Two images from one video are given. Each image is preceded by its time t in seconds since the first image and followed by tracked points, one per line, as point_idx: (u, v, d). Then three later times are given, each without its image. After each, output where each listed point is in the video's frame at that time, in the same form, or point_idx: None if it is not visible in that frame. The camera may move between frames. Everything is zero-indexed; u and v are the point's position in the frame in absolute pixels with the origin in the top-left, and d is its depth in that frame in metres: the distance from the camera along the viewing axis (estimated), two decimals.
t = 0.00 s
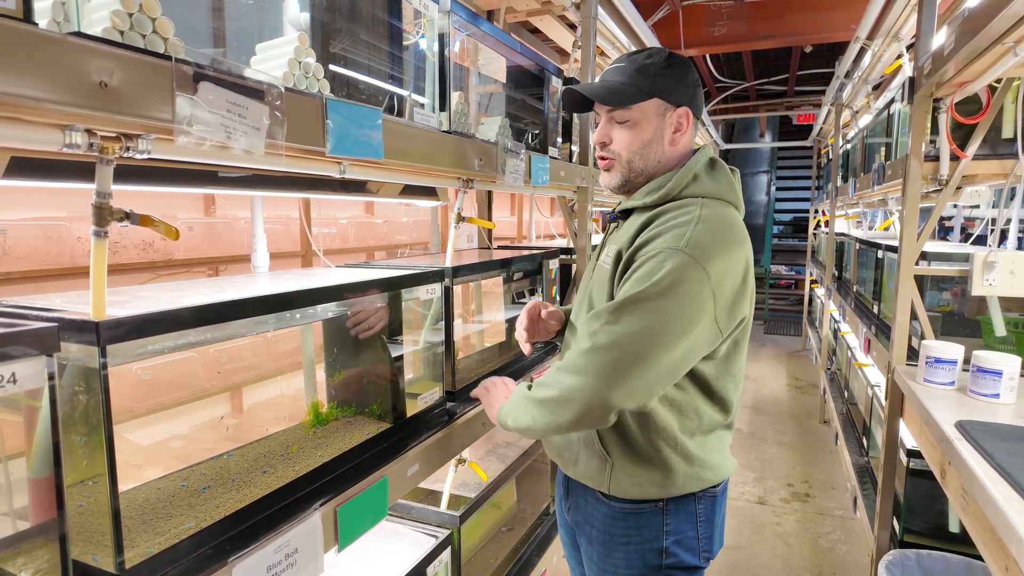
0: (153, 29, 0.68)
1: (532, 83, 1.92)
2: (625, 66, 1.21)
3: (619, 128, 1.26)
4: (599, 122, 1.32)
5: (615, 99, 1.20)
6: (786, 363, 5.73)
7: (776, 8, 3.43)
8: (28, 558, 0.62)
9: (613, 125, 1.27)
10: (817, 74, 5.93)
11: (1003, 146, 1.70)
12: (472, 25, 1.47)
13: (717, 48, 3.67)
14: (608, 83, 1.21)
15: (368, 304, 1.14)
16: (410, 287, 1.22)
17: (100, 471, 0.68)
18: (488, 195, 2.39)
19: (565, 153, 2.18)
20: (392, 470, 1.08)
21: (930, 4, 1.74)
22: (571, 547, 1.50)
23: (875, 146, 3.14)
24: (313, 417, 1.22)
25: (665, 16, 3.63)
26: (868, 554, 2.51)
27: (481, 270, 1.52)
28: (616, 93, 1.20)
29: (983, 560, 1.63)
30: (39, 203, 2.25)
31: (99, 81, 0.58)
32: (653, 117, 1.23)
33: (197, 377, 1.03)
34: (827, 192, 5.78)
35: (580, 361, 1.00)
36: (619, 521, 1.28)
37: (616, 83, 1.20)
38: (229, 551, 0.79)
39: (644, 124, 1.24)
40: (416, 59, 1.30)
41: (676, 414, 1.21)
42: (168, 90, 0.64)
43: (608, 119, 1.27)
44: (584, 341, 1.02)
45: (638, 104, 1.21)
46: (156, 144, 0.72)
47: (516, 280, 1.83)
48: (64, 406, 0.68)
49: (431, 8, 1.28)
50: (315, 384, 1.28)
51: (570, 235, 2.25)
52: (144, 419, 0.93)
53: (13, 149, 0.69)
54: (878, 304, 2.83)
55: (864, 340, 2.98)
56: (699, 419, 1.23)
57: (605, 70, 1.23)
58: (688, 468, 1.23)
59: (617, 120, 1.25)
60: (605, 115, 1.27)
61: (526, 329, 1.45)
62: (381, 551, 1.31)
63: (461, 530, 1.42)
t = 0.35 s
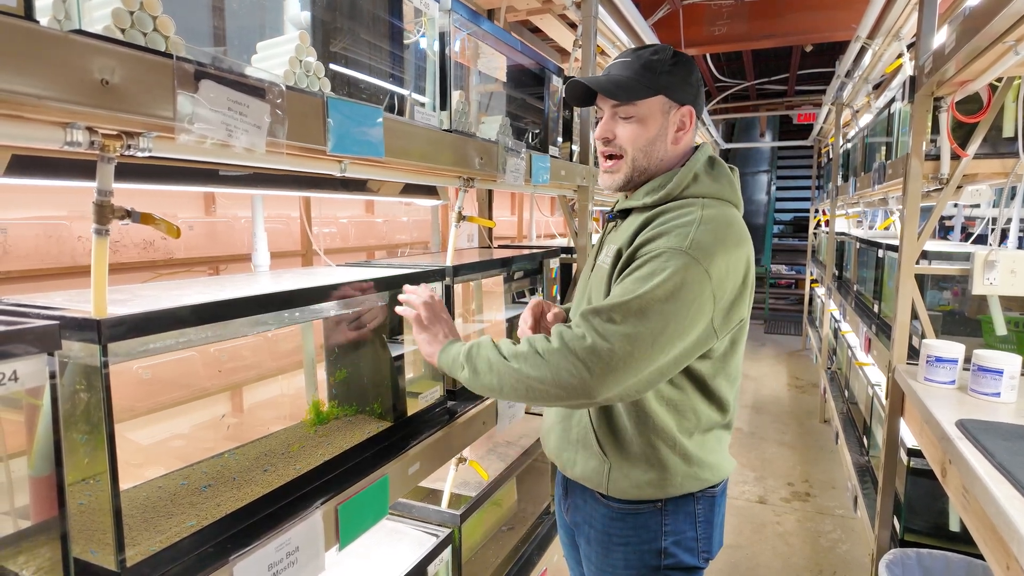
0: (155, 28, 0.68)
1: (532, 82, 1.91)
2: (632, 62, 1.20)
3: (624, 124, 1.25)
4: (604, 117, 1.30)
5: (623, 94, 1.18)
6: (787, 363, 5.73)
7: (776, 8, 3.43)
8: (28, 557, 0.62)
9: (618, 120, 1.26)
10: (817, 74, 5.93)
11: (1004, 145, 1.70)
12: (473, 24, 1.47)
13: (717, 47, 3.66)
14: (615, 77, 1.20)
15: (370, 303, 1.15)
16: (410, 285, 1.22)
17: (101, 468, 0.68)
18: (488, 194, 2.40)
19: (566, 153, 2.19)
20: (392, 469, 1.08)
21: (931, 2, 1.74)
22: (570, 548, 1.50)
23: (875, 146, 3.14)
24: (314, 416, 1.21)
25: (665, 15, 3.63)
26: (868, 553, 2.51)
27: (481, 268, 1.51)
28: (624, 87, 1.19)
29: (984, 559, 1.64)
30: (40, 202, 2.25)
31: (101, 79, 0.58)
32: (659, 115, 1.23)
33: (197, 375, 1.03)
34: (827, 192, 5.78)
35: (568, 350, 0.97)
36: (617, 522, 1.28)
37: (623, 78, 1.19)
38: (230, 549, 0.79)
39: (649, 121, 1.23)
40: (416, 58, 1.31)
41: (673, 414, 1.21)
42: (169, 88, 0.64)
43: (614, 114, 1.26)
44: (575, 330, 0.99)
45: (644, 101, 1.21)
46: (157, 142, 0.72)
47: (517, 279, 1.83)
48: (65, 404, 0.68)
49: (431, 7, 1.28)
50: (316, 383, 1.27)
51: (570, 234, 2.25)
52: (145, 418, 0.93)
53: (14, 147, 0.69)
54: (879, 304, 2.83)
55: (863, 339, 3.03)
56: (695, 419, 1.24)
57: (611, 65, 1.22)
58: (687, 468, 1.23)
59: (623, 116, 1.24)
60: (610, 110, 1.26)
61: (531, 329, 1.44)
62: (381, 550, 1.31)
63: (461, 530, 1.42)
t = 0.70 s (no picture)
0: (159, 29, 0.68)
1: (533, 81, 1.92)
2: (632, 64, 1.19)
3: (625, 128, 1.25)
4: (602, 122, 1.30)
5: (624, 97, 1.18)
6: (787, 362, 5.73)
7: (776, 8, 3.43)
8: (34, 555, 0.62)
9: (620, 124, 1.26)
10: (817, 74, 5.93)
11: (1004, 145, 1.70)
12: (474, 24, 1.47)
13: (717, 47, 3.67)
14: (617, 81, 1.19)
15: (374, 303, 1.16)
16: (413, 285, 1.23)
17: (107, 467, 0.69)
18: (489, 194, 2.40)
19: (567, 153, 2.20)
20: (394, 468, 1.09)
21: (931, 3, 1.74)
22: (569, 547, 1.51)
23: (875, 146, 3.14)
24: (316, 416, 1.21)
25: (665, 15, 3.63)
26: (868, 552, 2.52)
27: (482, 268, 1.51)
28: (628, 91, 1.18)
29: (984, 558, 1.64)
30: (42, 202, 2.26)
31: (106, 80, 0.58)
32: (659, 117, 1.23)
33: (199, 375, 1.05)
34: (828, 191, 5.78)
35: (583, 361, 0.87)
36: (619, 521, 1.28)
37: (626, 82, 1.19)
38: (234, 548, 0.80)
39: (650, 124, 1.23)
40: (417, 58, 1.31)
41: (677, 415, 1.22)
42: (174, 89, 0.65)
43: (613, 118, 1.26)
44: (583, 336, 0.89)
45: (644, 104, 1.21)
46: (162, 143, 0.73)
47: (518, 279, 1.83)
48: (70, 403, 0.68)
49: (433, 8, 1.28)
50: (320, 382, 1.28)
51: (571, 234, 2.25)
52: (148, 417, 0.94)
53: (19, 147, 0.69)
54: (879, 304, 2.84)
55: (863, 339, 3.03)
56: (698, 420, 1.25)
57: (610, 69, 1.21)
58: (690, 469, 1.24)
59: (623, 120, 1.24)
60: (611, 114, 1.26)
61: (530, 332, 1.43)
62: (383, 549, 1.31)
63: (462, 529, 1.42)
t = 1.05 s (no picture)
0: (162, 30, 0.68)
1: (533, 81, 1.92)
2: (639, 65, 1.18)
3: (634, 129, 1.24)
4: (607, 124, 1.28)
5: (637, 97, 1.17)
6: (787, 362, 5.73)
7: (777, 8, 3.43)
8: (37, 554, 0.63)
9: (627, 126, 1.24)
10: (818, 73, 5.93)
11: (1003, 146, 1.71)
12: (475, 24, 1.48)
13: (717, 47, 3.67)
14: (626, 83, 1.18)
15: (374, 302, 1.17)
16: (414, 284, 1.23)
17: (110, 467, 0.69)
18: (489, 194, 2.40)
19: (568, 153, 2.21)
20: (397, 467, 1.09)
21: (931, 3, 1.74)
22: (571, 553, 1.49)
23: (875, 146, 3.15)
24: (318, 415, 1.22)
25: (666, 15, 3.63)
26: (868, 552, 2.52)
27: (484, 268, 1.52)
28: (638, 93, 1.17)
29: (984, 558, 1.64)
30: (44, 202, 2.27)
31: (110, 82, 0.59)
32: (666, 118, 1.24)
33: (201, 374, 1.05)
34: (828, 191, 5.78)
35: (616, 387, 0.96)
36: (636, 520, 1.27)
37: (634, 84, 1.18)
38: (236, 547, 0.80)
39: (658, 124, 1.24)
40: (418, 58, 1.32)
41: (692, 414, 1.22)
42: (177, 90, 0.65)
43: (622, 119, 1.24)
44: (618, 358, 0.96)
45: (654, 104, 1.21)
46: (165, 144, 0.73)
47: (518, 279, 1.84)
48: (73, 403, 0.69)
49: (434, 9, 1.29)
50: (320, 382, 1.26)
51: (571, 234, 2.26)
52: (149, 417, 0.94)
53: (22, 148, 0.69)
54: (879, 304, 2.84)
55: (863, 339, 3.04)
56: (712, 416, 1.26)
57: (617, 70, 1.19)
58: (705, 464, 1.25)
59: (631, 121, 1.23)
60: (618, 116, 1.24)
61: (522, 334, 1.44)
62: (384, 548, 1.32)
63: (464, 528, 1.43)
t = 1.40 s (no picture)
0: (163, 31, 0.69)
1: (534, 82, 1.92)
2: (649, 57, 1.18)
3: (650, 117, 1.21)
4: (618, 117, 1.24)
5: (657, 81, 1.16)
6: (787, 362, 5.73)
7: (777, 8, 3.43)
8: (39, 554, 0.63)
9: (642, 117, 1.21)
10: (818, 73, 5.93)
11: (1004, 146, 1.71)
12: (475, 25, 1.48)
13: (718, 48, 3.67)
14: (640, 73, 1.17)
15: (374, 303, 1.17)
16: (414, 285, 1.23)
17: (111, 467, 0.69)
18: (489, 194, 2.41)
19: (569, 153, 2.22)
20: (398, 467, 1.10)
21: (931, 3, 1.74)
22: (579, 557, 1.44)
23: (875, 146, 3.15)
24: (318, 415, 1.23)
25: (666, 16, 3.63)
26: (868, 552, 2.52)
27: (485, 269, 1.53)
28: (653, 82, 1.17)
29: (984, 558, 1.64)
30: (45, 203, 2.27)
31: (112, 84, 0.59)
32: (675, 111, 1.24)
33: (202, 375, 1.05)
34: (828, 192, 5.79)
35: (669, 389, 0.98)
36: (656, 516, 1.24)
37: (648, 74, 1.17)
38: (238, 547, 0.80)
39: (670, 116, 1.22)
40: (419, 59, 1.32)
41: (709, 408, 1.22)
42: (178, 92, 0.65)
43: (636, 109, 1.21)
44: (665, 363, 0.98)
45: (668, 94, 1.20)
46: (166, 145, 0.73)
47: (518, 279, 1.84)
48: (75, 403, 0.69)
49: (434, 9, 1.30)
50: (320, 382, 1.26)
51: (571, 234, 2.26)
52: (151, 417, 0.94)
53: (22, 149, 0.69)
54: (879, 304, 2.84)
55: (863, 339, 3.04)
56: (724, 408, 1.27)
57: (628, 61, 1.17)
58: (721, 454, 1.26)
59: (646, 110, 1.21)
60: (632, 107, 1.21)
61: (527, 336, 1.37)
62: (385, 548, 1.32)
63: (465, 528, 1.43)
